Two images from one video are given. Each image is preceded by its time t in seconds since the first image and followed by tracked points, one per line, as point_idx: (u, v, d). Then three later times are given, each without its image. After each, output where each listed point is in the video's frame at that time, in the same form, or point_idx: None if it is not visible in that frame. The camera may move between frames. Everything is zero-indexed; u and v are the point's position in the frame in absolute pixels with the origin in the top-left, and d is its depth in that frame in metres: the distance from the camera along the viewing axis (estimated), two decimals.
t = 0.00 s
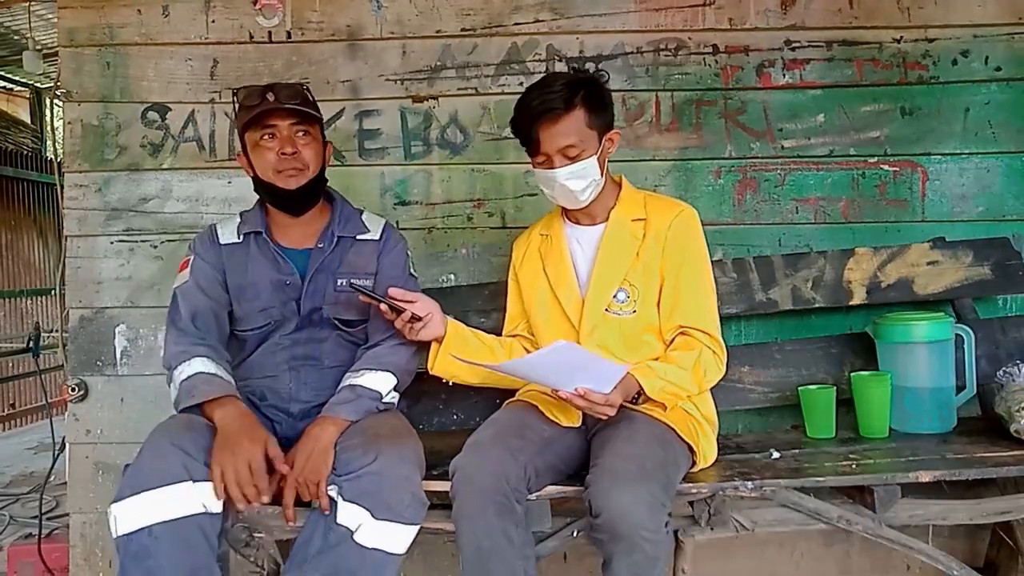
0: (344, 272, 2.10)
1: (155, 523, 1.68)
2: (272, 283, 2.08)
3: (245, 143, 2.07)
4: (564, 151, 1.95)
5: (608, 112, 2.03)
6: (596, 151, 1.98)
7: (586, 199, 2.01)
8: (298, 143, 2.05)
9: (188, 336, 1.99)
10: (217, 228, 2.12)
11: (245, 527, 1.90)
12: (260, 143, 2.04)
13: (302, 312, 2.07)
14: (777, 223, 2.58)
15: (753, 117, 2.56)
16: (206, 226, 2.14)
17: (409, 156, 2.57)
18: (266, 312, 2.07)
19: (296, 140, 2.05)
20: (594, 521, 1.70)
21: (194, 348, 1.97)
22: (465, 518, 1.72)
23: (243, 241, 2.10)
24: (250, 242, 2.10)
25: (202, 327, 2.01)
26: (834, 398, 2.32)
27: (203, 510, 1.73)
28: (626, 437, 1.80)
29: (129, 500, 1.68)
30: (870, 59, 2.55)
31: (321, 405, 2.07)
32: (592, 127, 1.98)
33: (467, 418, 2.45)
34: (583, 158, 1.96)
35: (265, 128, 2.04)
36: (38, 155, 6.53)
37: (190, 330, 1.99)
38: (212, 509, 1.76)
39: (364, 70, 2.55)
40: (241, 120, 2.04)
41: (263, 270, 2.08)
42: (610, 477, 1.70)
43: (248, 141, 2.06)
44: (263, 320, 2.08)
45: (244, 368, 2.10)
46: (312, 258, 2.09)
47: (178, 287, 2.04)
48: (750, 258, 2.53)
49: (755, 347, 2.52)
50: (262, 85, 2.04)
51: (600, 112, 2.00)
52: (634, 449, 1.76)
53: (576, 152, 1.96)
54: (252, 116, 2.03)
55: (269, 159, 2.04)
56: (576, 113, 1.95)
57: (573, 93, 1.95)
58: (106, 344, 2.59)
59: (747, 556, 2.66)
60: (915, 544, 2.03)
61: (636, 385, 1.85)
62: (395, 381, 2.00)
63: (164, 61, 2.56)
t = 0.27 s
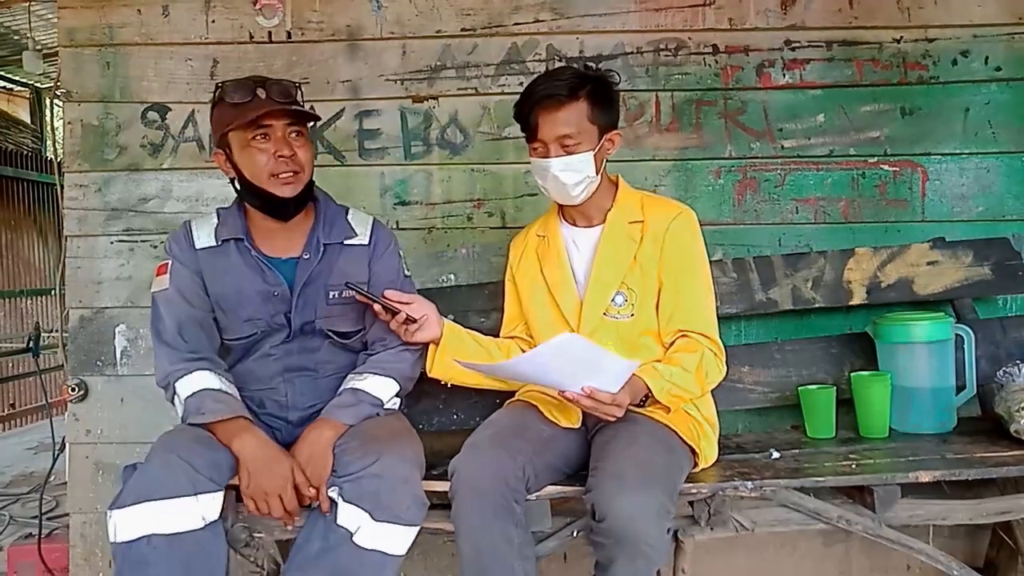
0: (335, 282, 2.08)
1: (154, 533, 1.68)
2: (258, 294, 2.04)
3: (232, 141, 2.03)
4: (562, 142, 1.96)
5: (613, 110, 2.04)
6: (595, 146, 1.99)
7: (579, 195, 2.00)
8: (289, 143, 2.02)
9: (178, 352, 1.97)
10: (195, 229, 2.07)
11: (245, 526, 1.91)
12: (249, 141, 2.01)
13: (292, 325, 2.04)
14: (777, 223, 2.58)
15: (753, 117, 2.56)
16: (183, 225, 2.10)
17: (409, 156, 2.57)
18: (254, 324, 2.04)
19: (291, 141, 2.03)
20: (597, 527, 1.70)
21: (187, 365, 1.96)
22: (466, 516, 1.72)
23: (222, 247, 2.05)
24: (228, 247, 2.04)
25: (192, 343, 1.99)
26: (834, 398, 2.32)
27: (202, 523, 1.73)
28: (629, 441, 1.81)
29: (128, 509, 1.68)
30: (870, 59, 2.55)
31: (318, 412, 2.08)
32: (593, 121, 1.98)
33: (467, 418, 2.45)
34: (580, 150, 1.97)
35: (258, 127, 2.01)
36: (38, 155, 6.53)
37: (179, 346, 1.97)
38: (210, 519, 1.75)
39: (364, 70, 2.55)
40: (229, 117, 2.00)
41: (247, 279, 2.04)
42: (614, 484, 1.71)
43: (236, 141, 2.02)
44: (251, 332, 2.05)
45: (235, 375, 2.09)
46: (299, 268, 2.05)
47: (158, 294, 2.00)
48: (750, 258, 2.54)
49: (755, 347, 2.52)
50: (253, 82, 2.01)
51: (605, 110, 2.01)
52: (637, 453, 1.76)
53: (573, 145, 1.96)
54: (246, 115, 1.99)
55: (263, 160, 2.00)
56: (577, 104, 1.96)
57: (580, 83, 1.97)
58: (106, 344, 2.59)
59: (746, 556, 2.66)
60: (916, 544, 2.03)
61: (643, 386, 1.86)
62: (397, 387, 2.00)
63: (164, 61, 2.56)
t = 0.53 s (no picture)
0: (333, 288, 2.09)
1: (159, 537, 1.70)
2: (256, 299, 2.05)
3: (237, 153, 2.01)
4: (542, 133, 2.02)
5: (601, 110, 2.08)
6: (574, 140, 2.02)
7: (555, 189, 2.01)
8: (298, 155, 2.03)
9: (178, 357, 1.98)
10: (190, 232, 2.08)
11: (247, 525, 1.92)
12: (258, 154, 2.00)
13: (290, 331, 2.06)
14: (775, 224, 2.60)
15: (751, 119, 2.57)
16: (178, 228, 2.11)
17: (410, 157, 2.58)
18: (253, 328, 2.06)
19: (298, 154, 2.04)
20: (596, 530, 1.72)
21: (187, 370, 1.97)
22: (466, 515, 1.74)
23: (218, 251, 2.06)
24: (224, 251, 2.06)
25: (192, 348, 2.00)
26: (832, 397, 2.33)
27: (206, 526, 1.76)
28: (630, 445, 1.82)
29: (135, 512, 1.70)
30: (867, 61, 2.57)
31: (318, 415, 2.10)
32: (576, 113, 2.03)
33: (467, 417, 2.47)
34: (558, 142, 2.01)
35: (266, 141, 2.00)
36: (40, 155, 6.55)
37: (179, 352, 1.98)
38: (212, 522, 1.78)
39: (365, 72, 2.57)
40: (236, 130, 2.00)
41: (245, 284, 2.06)
42: (613, 487, 1.72)
43: (242, 156, 2.00)
44: (250, 336, 2.07)
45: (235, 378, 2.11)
46: (296, 275, 2.07)
47: (155, 298, 2.01)
48: (749, 258, 2.55)
49: (753, 347, 2.54)
50: (257, 94, 2.03)
51: (591, 109, 2.06)
52: (637, 457, 1.78)
53: (552, 135, 2.01)
54: (255, 130, 1.98)
55: (272, 174, 2.00)
56: (559, 95, 2.02)
57: (566, 78, 2.02)
58: (109, 344, 2.61)
59: (745, 554, 2.68)
60: (913, 543, 2.05)
61: (666, 391, 1.85)
62: (398, 390, 2.02)
63: (167, 62, 2.57)
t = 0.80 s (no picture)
0: (336, 287, 2.09)
1: (159, 536, 1.70)
2: (260, 298, 2.06)
3: (244, 157, 2.01)
4: (535, 136, 2.02)
5: (597, 111, 2.08)
6: (568, 143, 2.02)
7: (548, 193, 2.01)
8: (305, 156, 2.03)
9: (182, 354, 1.98)
10: (195, 232, 2.09)
11: (247, 524, 1.92)
12: (265, 157, 2.00)
13: (294, 328, 2.06)
14: (775, 224, 2.60)
15: (751, 119, 2.57)
16: (184, 231, 2.10)
17: (410, 157, 2.58)
18: (257, 327, 2.07)
19: (305, 155, 2.04)
20: (596, 534, 1.73)
21: (191, 368, 1.96)
22: (464, 516, 1.74)
23: (223, 250, 2.07)
24: (229, 251, 2.06)
25: (196, 346, 2.00)
26: (832, 397, 2.33)
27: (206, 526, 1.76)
28: (626, 446, 1.82)
29: (135, 511, 1.70)
30: (867, 60, 2.57)
31: (320, 413, 2.10)
32: (569, 116, 2.03)
33: (467, 417, 2.47)
34: (552, 145, 2.01)
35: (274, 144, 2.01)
36: (40, 155, 6.55)
37: (183, 350, 1.98)
38: (212, 522, 1.78)
39: (365, 72, 2.57)
40: (244, 133, 1.99)
41: (250, 283, 2.06)
42: (611, 490, 1.73)
43: (250, 159, 2.00)
44: (254, 334, 2.07)
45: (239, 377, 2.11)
46: (300, 274, 2.07)
47: (161, 297, 2.01)
48: (749, 258, 2.55)
49: (753, 347, 2.54)
50: (263, 97, 2.02)
51: (586, 111, 2.05)
52: (634, 459, 1.78)
53: (545, 138, 2.01)
54: (263, 133, 1.98)
55: (280, 176, 2.01)
56: (552, 97, 2.01)
57: (560, 80, 2.02)
58: (109, 343, 2.61)
59: (745, 554, 2.68)
60: (913, 543, 2.05)
61: (665, 396, 1.84)
62: (398, 388, 2.02)
63: (167, 62, 2.57)
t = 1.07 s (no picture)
0: (338, 282, 2.11)
1: (156, 532, 1.71)
2: (264, 294, 2.07)
3: (242, 142, 2.04)
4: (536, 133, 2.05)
5: (604, 118, 2.09)
6: (567, 143, 2.04)
7: (542, 188, 2.04)
8: (300, 143, 2.06)
9: (190, 350, 1.99)
10: (199, 230, 2.10)
11: (249, 523, 1.93)
12: (261, 142, 2.04)
13: (298, 323, 2.08)
14: (775, 224, 2.61)
15: (750, 119, 2.58)
16: (187, 227, 2.13)
17: (410, 158, 2.60)
18: (262, 322, 2.08)
19: (301, 143, 2.07)
20: (601, 534, 1.74)
21: (199, 363, 1.97)
22: (466, 516, 1.75)
23: (227, 248, 2.08)
24: (233, 248, 2.08)
25: (204, 342, 2.01)
26: (830, 397, 2.34)
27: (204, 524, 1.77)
28: (628, 446, 1.83)
29: (134, 506, 1.72)
30: (866, 61, 2.58)
31: (323, 410, 2.11)
32: (570, 116, 2.04)
33: (467, 417, 2.48)
34: (550, 143, 2.03)
35: (271, 130, 2.04)
36: (41, 155, 6.56)
37: (190, 346, 1.99)
38: (211, 520, 1.79)
39: (366, 73, 2.58)
40: (241, 119, 2.03)
41: (253, 279, 2.07)
42: (613, 491, 1.74)
43: (248, 145, 2.04)
44: (258, 330, 2.08)
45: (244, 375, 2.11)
46: (302, 269, 2.08)
47: (168, 295, 2.02)
48: (748, 258, 2.56)
49: (752, 347, 2.55)
50: (261, 86, 2.06)
51: (594, 111, 2.07)
52: (636, 459, 1.79)
53: (545, 136, 2.04)
54: (260, 117, 2.02)
55: (277, 161, 2.03)
56: (556, 96, 2.04)
57: (569, 81, 2.04)
58: (111, 343, 2.62)
59: (744, 553, 2.69)
60: (911, 541, 2.06)
61: (667, 398, 1.85)
62: (399, 386, 2.03)
63: (168, 63, 2.59)
